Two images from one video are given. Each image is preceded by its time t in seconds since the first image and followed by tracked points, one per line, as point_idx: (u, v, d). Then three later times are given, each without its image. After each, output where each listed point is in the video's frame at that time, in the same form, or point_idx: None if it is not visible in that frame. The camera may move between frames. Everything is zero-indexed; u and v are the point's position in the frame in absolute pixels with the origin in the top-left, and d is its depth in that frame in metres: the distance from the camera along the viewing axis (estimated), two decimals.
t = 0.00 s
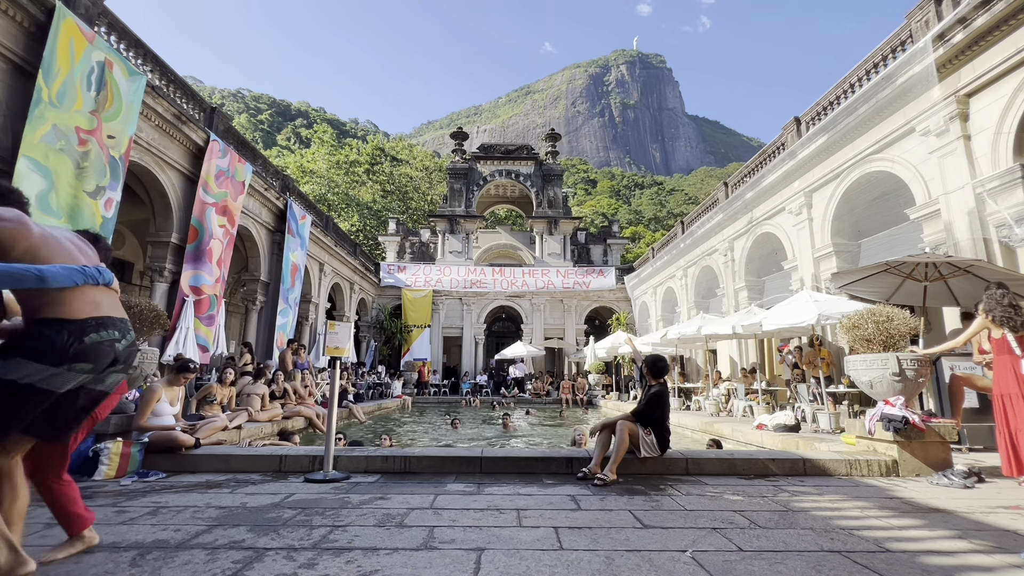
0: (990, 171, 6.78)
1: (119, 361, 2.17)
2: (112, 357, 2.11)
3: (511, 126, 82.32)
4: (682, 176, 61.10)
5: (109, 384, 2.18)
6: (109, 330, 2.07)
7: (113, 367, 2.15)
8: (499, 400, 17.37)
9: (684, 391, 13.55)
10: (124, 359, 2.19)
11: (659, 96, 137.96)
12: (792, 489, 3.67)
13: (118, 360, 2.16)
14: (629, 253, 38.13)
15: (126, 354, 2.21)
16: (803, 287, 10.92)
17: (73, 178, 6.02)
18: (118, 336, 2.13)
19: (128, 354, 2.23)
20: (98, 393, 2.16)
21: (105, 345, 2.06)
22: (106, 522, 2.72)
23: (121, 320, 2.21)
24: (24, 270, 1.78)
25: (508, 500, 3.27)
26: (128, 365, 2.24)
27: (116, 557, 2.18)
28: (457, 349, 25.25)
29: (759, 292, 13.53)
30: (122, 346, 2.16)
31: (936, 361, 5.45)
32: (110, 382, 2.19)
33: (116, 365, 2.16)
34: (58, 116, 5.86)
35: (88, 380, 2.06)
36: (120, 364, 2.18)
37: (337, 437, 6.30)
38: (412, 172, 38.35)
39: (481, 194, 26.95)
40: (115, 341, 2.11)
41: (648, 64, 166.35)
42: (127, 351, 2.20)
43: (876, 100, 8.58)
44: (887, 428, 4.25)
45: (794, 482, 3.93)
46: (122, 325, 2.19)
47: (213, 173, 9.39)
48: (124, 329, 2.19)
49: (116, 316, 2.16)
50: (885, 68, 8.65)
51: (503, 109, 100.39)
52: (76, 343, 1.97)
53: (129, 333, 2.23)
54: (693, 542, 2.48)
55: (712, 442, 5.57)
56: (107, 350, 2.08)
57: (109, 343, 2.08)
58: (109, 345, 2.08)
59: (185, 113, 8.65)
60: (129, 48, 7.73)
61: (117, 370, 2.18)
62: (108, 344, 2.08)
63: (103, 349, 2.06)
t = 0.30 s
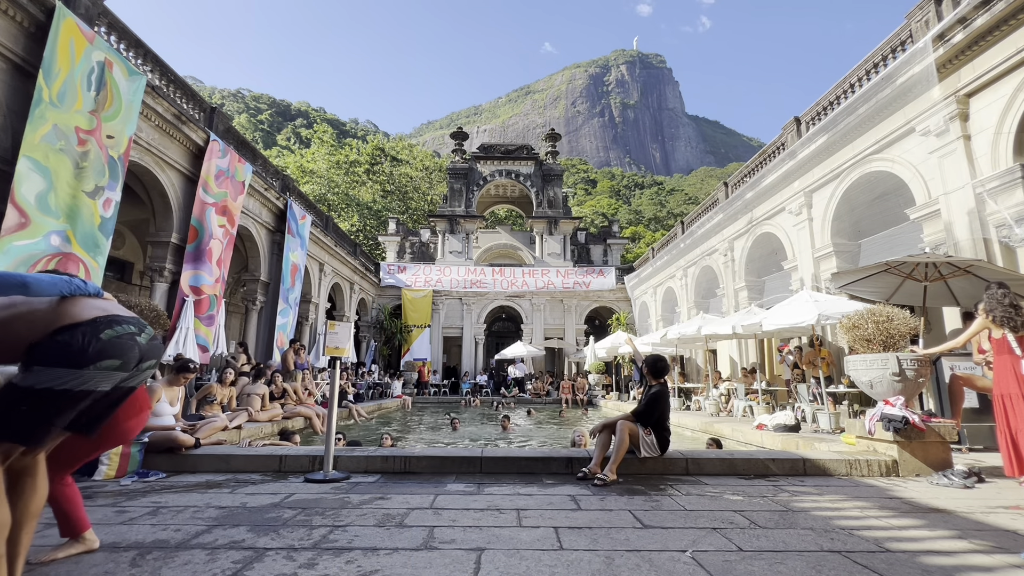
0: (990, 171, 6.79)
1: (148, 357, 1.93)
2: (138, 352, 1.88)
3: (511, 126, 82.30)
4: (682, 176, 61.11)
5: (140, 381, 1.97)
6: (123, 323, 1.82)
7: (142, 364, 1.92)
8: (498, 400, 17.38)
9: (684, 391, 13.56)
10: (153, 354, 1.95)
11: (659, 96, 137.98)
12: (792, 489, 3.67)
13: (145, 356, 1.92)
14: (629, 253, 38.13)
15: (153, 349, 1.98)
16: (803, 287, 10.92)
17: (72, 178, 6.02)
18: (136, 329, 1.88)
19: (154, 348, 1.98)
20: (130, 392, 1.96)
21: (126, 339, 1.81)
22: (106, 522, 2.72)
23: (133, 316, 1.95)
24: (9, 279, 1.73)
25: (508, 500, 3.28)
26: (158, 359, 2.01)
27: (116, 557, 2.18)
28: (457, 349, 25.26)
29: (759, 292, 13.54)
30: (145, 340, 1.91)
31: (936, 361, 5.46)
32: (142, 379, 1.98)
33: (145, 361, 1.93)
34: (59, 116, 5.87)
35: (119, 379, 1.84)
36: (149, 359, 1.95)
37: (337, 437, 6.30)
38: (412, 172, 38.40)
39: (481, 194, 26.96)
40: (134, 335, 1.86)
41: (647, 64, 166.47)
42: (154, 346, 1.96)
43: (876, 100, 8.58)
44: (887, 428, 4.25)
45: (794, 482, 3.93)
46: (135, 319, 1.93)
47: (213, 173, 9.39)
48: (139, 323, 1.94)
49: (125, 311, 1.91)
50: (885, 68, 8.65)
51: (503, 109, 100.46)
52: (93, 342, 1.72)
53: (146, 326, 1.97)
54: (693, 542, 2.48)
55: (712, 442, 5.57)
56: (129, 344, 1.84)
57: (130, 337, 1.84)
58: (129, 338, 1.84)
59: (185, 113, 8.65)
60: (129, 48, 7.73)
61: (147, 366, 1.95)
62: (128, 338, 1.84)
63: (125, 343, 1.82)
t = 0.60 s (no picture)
0: (990, 171, 6.79)
1: (154, 348, 1.96)
2: (145, 343, 1.89)
3: (511, 126, 82.24)
4: (682, 176, 61.09)
5: (149, 373, 2.00)
6: (127, 316, 1.83)
7: (150, 355, 1.95)
8: (498, 400, 17.37)
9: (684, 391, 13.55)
10: (160, 344, 1.98)
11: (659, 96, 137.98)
12: (792, 489, 3.67)
13: (152, 348, 1.94)
14: (629, 252, 38.11)
15: (157, 340, 2.00)
16: (803, 287, 10.92)
17: (71, 178, 6.02)
18: (140, 320, 1.89)
19: (158, 340, 2.00)
20: (137, 383, 1.98)
21: (132, 331, 1.82)
22: (107, 522, 2.71)
23: (133, 310, 1.96)
24: None
25: (509, 500, 3.27)
26: (164, 350, 2.04)
27: (116, 558, 2.18)
28: (457, 349, 25.25)
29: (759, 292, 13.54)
30: (151, 331, 1.93)
31: (936, 361, 5.46)
32: (149, 371, 1.99)
33: (152, 352, 1.95)
34: (59, 117, 5.88)
35: (130, 371, 1.85)
36: (156, 350, 1.98)
37: (337, 437, 6.30)
38: (412, 172, 38.38)
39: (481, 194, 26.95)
40: (139, 327, 1.87)
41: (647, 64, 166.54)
42: (159, 337, 1.98)
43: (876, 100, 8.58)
44: (887, 428, 4.25)
45: (794, 482, 3.93)
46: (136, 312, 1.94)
47: (213, 173, 9.39)
48: (141, 316, 1.95)
49: (125, 306, 1.91)
50: (885, 68, 8.65)
51: (502, 109, 100.45)
52: (101, 334, 1.73)
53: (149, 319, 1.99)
54: (693, 542, 2.48)
55: (712, 442, 5.57)
56: (136, 335, 1.85)
57: (136, 329, 1.85)
58: (135, 330, 1.85)
59: (185, 113, 8.64)
60: (129, 48, 7.73)
61: (155, 357, 1.98)
62: (134, 330, 1.85)
63: (131, 335, 1.82)
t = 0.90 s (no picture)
0: (990, 171, 6.79)
1: (155, 343, 1.90)
2: (147, 337, 1.85)
3: (511, 126, 82.22)
4: (682, 176, 61.11)
5: (149, 369, 1.93)
6: (129, 309, 1.80)
7: (151, 350, 1.89)
8: (498, 400, 17.37)
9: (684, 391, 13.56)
10: (161, 339, 1.93)
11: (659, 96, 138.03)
12: (792, 489, 3.67)
13: (153, 342, 1.89)
14: (629, 252, 38.13)
15: (159, 335, 1.94)
16: (803, 287, 10.92)
17: (71, 178, 6.02)
18: (142, 315, 1.85)
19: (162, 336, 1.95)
20: (138, 381, 1.93)
21: (133, 325, 1.78)
22: (107, 522, 2.71)
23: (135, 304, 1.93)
24: None
25: (508, 500, 3.28)
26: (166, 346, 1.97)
27: (117, 557, 2.18)
28: (457, 349, 25.26)
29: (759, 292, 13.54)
30: (152, 326, 1.89)
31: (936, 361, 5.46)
32: (150, 367, 1.93)
33: (153, 347, 1.89)
34: (59, 117, 5.88)
35: (130, 365, 1.81)
36: (157, 345, 1.91)
37: (337, 437, 6.30)
38: (412, 172, 38.38)
39: (481, 194, 26.96)
40: (141, 321, 1.83)
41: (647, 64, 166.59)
42: (160, 332, 1.93)
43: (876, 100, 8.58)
44: (887, 428, 4.25)
45: (794, 482, 3.93)
46: (138, 307, 1.91)
47: (213, 173, 9.39)
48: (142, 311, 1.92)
49: (127, 300, 1.89)
50: (885, 68, 8.66)
51: (502, 109, 100.46)
52: (103, 327, 1.70)
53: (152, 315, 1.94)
54: (693, 542, 2.48)
55: (712, 442, 5.57)
56: (138, 329, 1.82)
57: (137, 323, 1.81)
58: (137, 324, 1.81)
59: (185, 113, 8.64)
60: (129, 48, 7.73)
61: (156, 352, 1.91)
62: (136, 324, 1.81)
63: (134, 329, 1.79)
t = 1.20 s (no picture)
0: (990, 171, 6.78)
1: (149, 341, 1.95)
2: (142, 336, 1.89)
3: (511, 126, 82.16)
4: (682, 176, 61.10)
5: (143, 367, 1.98)
6: (127, 308, 1.83)
7: (144, 348, 1.94)
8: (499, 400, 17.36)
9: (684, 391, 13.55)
10: (155, 338, 1.98)
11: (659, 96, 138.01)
12: (791, 489, 3.67)
13: (147, 341, 1.93)
14: (629, 252, 38.12)
15: (153, 333, 1.99)
16: (803, 287, 10.92)
17: (70, 178, 6.01)
18: (139, 314, 1.89)
19: (156, 334, 2.00)
20: (132, 380, 1.97)
21: (130, 325, 1.82)
22: (107, 523, 2.71)
23: (133, 300, 1.95)
24: None
25: (509, 500, 3.27)
26: (158, 344, 2.02)
27: (117, 557, 2.18)
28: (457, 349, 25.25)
29: (759, 292, 13.54)
30: (148, 325, 1.93)
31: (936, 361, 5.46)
32: (142, 365, 1.98)
33: (147, 345, 1.94)
34: (60, 117, 5.88)
35: (124, 363, 1.86)
36: (151, 343, 1.97)
37: (337, 437, 6.30)
38: (412, 172, 38.36)
39: (481, 194, 26.95)
40: (138, 320, 1.87)
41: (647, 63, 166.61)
42: (155, 330, 1.98)
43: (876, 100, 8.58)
44: (887, 428, 4.25)
45: (794, 482, 3.93)
46: (137, 304, 1.94)
47: (213, 173, 9.39)
48: (139, 308, 1.95)
49: (126, 296, 1.91)
50: (885, 68, 8.65)
51: (502, 109, 100.43)
52: (100, 327, 1.73)
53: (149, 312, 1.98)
54: (693, 542, 2.48)
55: (711, 442, 5.56)
56: (133, 329, 1.85)
57: (134, 322, 1.85)
58: (134, 323, 1.85)
59: (185, 113, 8.64)
60: (129, 48, 7.73)
61: (149, 350, 1.97)
62: (132, 323, 1.85)
63: (129, 328, 1.83)
